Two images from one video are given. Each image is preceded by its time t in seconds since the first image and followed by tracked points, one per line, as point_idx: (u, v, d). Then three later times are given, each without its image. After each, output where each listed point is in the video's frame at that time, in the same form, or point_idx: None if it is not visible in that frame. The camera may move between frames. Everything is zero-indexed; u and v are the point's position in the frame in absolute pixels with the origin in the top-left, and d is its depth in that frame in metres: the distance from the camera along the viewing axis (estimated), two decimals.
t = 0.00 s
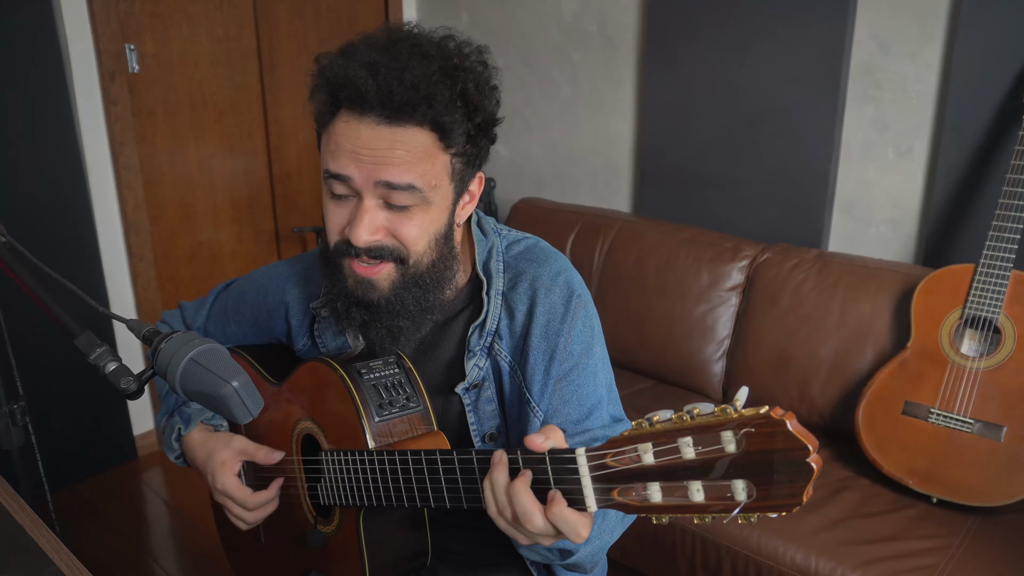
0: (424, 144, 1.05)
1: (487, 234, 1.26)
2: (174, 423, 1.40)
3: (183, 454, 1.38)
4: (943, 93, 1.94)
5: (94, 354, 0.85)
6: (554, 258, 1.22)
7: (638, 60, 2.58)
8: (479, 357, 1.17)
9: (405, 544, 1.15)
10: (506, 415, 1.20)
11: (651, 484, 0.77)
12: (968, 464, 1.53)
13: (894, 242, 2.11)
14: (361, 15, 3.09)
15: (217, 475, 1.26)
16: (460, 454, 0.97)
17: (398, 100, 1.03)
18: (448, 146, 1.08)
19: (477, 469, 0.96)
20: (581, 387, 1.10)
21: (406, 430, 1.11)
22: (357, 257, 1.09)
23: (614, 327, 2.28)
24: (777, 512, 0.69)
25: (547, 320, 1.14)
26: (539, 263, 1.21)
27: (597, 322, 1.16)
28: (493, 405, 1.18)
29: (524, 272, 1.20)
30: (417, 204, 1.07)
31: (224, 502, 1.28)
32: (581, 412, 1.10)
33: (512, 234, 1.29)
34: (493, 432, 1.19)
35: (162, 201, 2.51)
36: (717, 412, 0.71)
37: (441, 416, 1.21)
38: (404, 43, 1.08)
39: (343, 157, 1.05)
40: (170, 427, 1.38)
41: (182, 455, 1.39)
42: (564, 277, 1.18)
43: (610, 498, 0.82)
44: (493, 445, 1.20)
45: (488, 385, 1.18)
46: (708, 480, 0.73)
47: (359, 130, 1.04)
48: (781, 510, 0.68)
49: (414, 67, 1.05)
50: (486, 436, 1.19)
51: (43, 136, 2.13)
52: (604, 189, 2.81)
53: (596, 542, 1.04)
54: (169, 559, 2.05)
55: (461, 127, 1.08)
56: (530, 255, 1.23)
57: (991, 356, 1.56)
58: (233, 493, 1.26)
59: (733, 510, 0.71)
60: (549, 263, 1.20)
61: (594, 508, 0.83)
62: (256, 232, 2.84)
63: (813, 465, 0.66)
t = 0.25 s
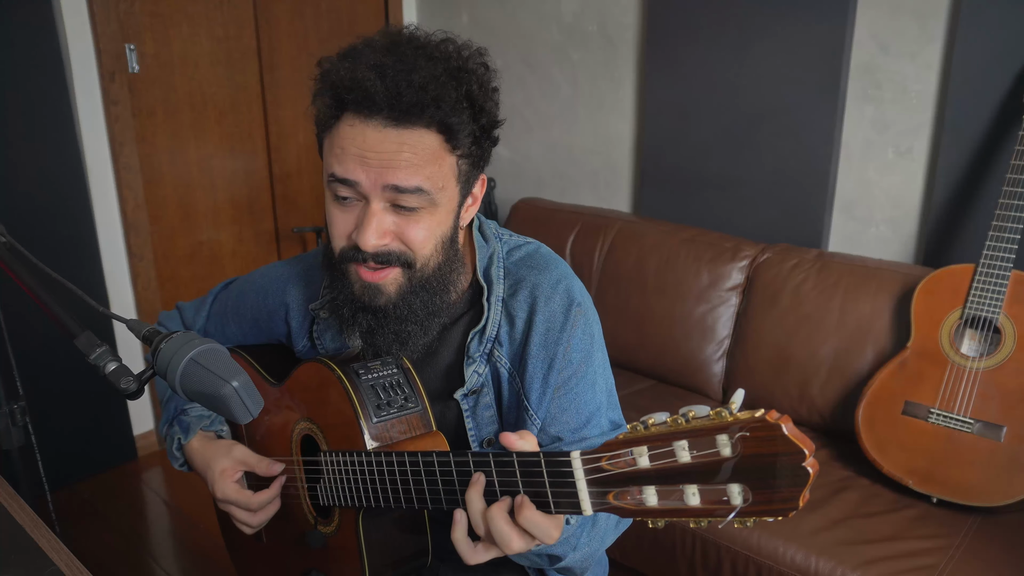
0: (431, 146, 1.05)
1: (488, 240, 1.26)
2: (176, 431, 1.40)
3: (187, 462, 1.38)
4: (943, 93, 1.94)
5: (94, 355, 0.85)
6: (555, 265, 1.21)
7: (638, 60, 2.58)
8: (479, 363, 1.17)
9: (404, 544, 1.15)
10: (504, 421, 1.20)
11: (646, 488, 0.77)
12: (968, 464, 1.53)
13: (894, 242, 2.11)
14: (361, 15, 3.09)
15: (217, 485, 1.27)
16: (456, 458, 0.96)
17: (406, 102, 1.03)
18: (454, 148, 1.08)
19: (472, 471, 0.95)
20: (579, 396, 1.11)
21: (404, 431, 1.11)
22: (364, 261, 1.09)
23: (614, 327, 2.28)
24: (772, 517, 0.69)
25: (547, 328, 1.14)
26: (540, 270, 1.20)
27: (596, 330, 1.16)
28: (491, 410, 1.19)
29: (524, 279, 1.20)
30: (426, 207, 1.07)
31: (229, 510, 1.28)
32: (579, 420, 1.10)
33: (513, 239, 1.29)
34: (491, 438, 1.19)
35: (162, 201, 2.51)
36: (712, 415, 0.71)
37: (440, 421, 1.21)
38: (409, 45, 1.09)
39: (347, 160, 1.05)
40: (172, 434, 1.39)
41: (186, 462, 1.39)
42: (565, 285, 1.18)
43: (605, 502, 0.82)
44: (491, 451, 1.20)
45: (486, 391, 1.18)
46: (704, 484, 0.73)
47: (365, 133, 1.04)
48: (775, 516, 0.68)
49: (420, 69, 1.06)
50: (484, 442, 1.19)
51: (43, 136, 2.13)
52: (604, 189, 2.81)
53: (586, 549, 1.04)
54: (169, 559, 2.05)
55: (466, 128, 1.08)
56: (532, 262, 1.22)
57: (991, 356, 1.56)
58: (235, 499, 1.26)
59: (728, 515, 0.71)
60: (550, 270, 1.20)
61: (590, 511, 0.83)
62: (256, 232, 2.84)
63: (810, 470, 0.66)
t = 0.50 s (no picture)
0: (414, 127, 1.06)
1: (492, 239, 1.26)
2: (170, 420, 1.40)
3: (177, 451, 1.39)
4: (943, 92, 1.94)
5: (94, 354, 0.85)
6: (559, 266, 1.21)
7: (638, 60, 2.58)
8: (483, 364, 1.17)
9: (405, 546, 1.15)
10: (508, 422, 1.20)
11: (653, 501, 0.77)
12: (968, 464, 1.53)
13: (894, 242, 2.11)
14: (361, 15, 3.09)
15: (210, 474, 1.26)
16: (461, 464, 0.96)
17: (384, 85, 1.05)
18: (439, 128, 1.08)
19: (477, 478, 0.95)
20: (583, 397, 1.11)
21: (408, 434, 1.11)
22: (359, 252, 1.10)
23: (615, 327, 2.28)
24: (780, 532, 0.68)
25: (551, 328, 1.14)
26: (544, 271, 1.20)
27: (601, 331, 1.16)
28: (495, 411, 1.19)
29: (528, 279, 1.19)
30: (415, 189, 1.07)
31: (220, 502, 1.27)
32: (583, 421, 1.10)
33: (517, 239, 1.29)
34: (494, 439, 1.19)
35: (162, 201, 2.51)
36: (720, 430, 0.71)
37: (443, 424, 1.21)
38: (384, 36, 1.12)
39: (335, 152, 1.07)
40: (165, 422, 1.39)
41: (176, 452, 1.40)
42: (569, 286, 1.18)
43: (612, 514, 0.82)
44: (493, 452, 1.20)
45: (490, 392, 1.18)
46: (711, 498, 0.73)
47: (348, 121, 1.06)
48: (783, 531, 0.68)
49: (395, 55, 1.08)
50: (487, 443, 1.19)
51: (43, 136, 2.13)
52: (604, 189, 2.81)
53: (587, 552, 1.04)
54: (169, 559, 2.05)
55: (449, 108, 1.09)
56: (535, 262, 1.23)
57: (991, 356, 1.56)
58: (228, 492, 1.25)
59: (736, 530, 0.71)
60: (554, 271, 1.20)
61: (596, 523, 0.83)
62: (256, 232, 2.84)
63: (819, 487, 0.65)
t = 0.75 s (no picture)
0: (390, 121, 1.06)
1: (498, 238, 1.25)
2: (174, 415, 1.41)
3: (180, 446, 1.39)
4: (943, 92, 1.94)
5: (94, 354, 0.85)
6: (564, 264, 1.21)
7: (638, 60, 2.58)
8: (488, 362, 1.17)
9: (408, 546, 1.15)
10: (513, 420, 1.20)
11: (659, 503, 0.77)
12: (967, 464, 1.53)
13: (894, 242, 2.11)
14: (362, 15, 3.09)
15: (212, 470, 1.26)
16: (466, 464, 0.96)
17: (353, 83, 1.05)
18: (417, 121, 1.08)
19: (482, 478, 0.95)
20: (589, 395, 1.11)
21: (413, 434, 1.12)
22: (350, 252, 1.10)
23: (614, 326, 2.27)
24: (786, 537, 0.68)
25: (557, 327, 1.14)
26: (549, 269, 1.20)
27: (606, 329, 1.16)
28: (500, 410, 1.19)
29: (534, 277, 1.19)
30: (399, 184, 1.07)
31: (220, 497, 1.28)
32: (588, 419, 1.10)
33: (522, 238, 1.28)
34: (499, 437, 1.19)
35: (162, 201, 2.51)
36: (727, 434, 0.71)
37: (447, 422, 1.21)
38: (352, 35, 1.13)
39: (318, 154, 1.08)
40: (168, 417, 1.39)
41: (179, 447, 1.40)
42: (574, 284, 1.17)
43: (618, 516, 0.82)
44: (498, 450, 1.20)
45: (496, 390, 1.18)
46: (718, 502, 0.73)
47: (326, 122, 1.07)
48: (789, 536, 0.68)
49: (362, 51, 1.08)
50: (492, 441, 1.19)
51: (43, 136, 2.13)
52: (604, 189, 2.81)
53: (591, 551, 1.04)
54: (169, 559, 2.05)
55: (425, 99, 1.08)
56: (540, 260, 1.22)
57: (991, 356, 1.56)
58: (229, 489, 1.25)
59: (742, 533, 0.71)
60: (559, 269, 1.20)
61: (603, 524, 0.83)
62: (256, 232, 2.84)
63: (826, 492, 0.65)
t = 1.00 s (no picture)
0: (372, 123, 1.06)
1: (499, 237, 1.25)
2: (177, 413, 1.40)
3: (183, 444, 1.39)
4: (943, 92, 1.94)
5: (94, 354, 0.85)
6: (566, 262, 1.21)
7: (638, 59, 2.58)
8: (490, 360, 1.17)
9: (409, 545, 1.15)
10: (515, 418, 1.20)
11: (662, 497, 0.77)
12: (967, 464, 1.53)
13: (894, 242, 2.11)
14: (362, 14, 3.09)
15: (215, 468, 1.26)
16: (469, 460, 0.96)
17: (334, 88, 1.06)
18: (401, 122, 1.08)
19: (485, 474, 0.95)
20: (591, 392, 1.11)
21: (415, 432, 1.12)
22: (341, 255, 1.11)
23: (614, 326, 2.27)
24: (788, 530, 0.68)
25: (559, 324, 1.14)
26: (551, 267, 1.20)
27: (608, 327, 1.16)
28: (502, 408, 1.19)
29: (535, 276, 1.19)
30: (386, 186, 1.07)
31: (220, 495, 1.28)
32: (590, 416, 1.10)
33: (523, 237, 1.28)
34: (502, 435, 1.19)
35: (162, 201, 2.51)
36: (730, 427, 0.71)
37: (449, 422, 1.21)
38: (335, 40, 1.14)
39: (305, 159, 1.09)
40: (171, 414, 1.39)
41: (182, 445, 1.40)
42: (576, 282, 1.17)
43: (620, 510, 0.82)
44: (501, 448, 1.20)
45: (498, 388, 1.18)
46: (720, 495, 0.73)
47: (311, 127, 1.08)
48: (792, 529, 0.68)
49: (342, 56, 1.09)
50: (494, 439, 1.19)
51: (43, 136, 2.13)
52: (604, 189, 2.81)
53: (594, 547, 1.03)
54: (169, 559, 2.05)
55: (407, 100, 1.09)
56: (542, 259, 1.22)
57: (991, 355, 1.56)
58: (230, 488, 1.26)
59: (744, 527, 0.71)
60: (560, 267, 1.20)
61: (605, 519, 0.83)
62: (256, 232, 2.84)
63: (828, 485, 0.65)
